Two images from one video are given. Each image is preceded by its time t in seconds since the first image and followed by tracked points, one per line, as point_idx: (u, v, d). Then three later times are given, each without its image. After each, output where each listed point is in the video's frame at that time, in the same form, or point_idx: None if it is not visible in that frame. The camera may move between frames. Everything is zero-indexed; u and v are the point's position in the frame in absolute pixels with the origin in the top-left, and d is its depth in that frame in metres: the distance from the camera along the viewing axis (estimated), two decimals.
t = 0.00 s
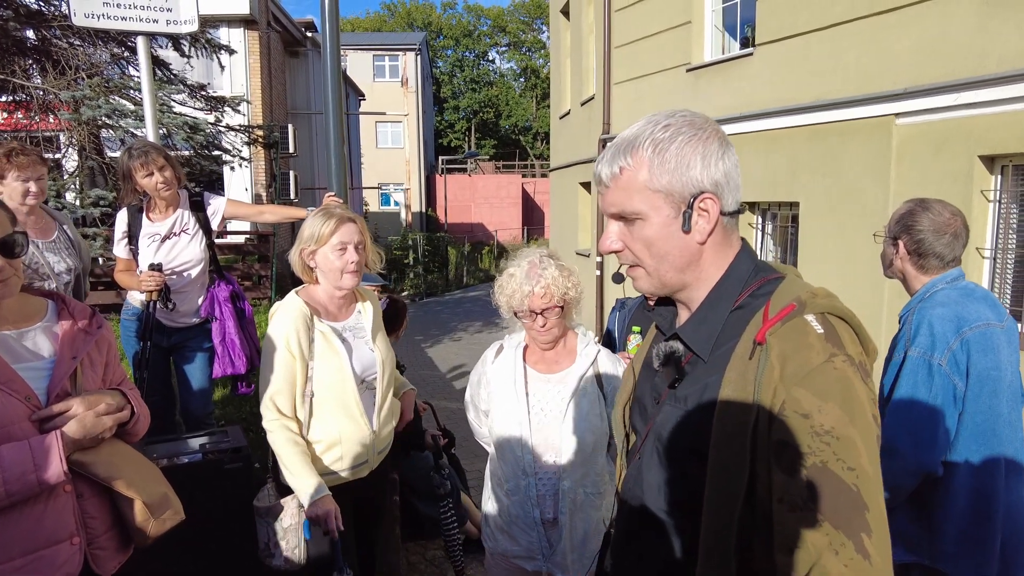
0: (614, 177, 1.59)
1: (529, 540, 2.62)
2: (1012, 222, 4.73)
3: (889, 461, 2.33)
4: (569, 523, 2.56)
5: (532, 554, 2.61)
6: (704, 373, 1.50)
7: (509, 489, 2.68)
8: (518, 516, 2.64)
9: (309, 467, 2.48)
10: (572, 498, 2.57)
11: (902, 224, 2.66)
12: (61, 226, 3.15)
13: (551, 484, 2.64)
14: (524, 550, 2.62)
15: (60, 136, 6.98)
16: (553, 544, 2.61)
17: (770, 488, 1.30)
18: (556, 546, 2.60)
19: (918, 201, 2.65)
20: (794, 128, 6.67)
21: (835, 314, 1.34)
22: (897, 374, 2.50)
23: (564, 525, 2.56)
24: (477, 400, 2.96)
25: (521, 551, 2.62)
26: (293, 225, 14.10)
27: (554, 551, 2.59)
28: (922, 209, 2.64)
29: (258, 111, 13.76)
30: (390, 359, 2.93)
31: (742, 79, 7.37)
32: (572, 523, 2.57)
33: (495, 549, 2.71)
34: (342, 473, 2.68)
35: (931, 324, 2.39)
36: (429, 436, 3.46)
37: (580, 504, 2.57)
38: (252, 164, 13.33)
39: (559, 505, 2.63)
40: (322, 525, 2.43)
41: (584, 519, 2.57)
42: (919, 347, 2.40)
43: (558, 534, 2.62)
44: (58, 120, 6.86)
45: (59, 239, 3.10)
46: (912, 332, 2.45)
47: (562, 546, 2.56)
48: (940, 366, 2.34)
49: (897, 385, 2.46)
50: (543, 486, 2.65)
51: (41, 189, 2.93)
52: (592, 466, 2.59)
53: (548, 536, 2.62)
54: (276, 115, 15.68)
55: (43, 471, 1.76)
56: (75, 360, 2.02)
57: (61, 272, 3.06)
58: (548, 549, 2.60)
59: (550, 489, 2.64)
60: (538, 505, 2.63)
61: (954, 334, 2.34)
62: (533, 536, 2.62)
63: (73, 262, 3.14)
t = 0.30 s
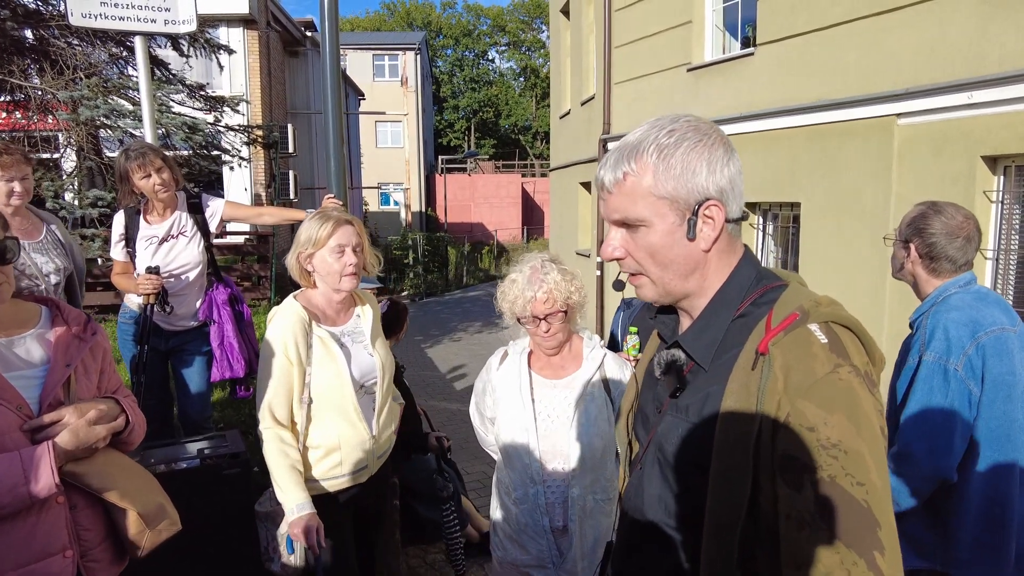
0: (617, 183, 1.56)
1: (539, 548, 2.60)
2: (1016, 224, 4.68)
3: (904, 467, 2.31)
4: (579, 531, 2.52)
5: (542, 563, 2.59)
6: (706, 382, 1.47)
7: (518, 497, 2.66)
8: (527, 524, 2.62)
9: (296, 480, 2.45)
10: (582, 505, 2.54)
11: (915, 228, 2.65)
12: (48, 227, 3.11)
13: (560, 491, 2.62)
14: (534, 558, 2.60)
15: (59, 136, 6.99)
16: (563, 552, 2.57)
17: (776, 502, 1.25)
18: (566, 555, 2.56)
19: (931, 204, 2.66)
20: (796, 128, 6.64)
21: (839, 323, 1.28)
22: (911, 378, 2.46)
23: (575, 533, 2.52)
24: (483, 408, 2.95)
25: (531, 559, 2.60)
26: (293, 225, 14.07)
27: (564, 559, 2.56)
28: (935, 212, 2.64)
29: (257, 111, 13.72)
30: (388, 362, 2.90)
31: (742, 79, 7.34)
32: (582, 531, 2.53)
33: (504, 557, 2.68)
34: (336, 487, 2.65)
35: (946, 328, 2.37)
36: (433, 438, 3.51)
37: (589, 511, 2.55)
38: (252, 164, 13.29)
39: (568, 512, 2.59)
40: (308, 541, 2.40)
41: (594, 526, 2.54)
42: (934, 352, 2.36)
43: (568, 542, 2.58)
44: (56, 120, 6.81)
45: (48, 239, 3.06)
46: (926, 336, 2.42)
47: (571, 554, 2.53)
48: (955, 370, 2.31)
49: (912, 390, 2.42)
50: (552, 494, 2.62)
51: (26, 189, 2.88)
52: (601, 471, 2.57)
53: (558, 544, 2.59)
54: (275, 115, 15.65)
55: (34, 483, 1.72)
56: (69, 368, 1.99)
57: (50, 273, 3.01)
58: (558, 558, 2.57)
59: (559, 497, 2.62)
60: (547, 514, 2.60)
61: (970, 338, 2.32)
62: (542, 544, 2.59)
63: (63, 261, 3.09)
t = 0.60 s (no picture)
0: (624, 172, 1.51)
1: (536, 535, 2.60)
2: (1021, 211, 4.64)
3: (910, 457, 2.30)
4: (577, 520, 2.52)
5: (539, 550, 2.60)
6: (711, 376, 1.45)
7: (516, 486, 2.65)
8: (525, 512, 2.61)
9: (288, 468, 2.43)
10: (580, 494, 2.53)
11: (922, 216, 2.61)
12: (29, 212, 3.04)
13: (559, 480, 2.61)
14: (531, 546, 2.61)
15: (56, 122, 6.85)
16: (561, 540, 2.58)
17: (778, 497, 1.22)
18: (563, 542, 2.56)
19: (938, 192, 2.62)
20: (799, 115, 6.58)
21: (847, 315, 1.25)
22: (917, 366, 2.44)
23: (573, 522, 2.52)
24: (482, 395, 2.93)
25: (528, 546, 2.61)
26: (292, 212, 14.00)
27: (561, 547, 2.56)
28: (942, 201, 2.61)
29: (256, 97, 13.62)
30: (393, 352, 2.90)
31: (745, 64, 7.27)
32: (580, 520, 2.53)
33: (500, 545, 2.68)
34: (332, 478, 2.62)
35: (952, 317, 2.34)
36: (436, 425, 3.41)
37: (588, 500, 2.54)
38: (251, 150, 13.21)
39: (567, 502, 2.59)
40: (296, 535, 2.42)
41: (592, 515, 2.54)
42: (941, 340, 2.33)
43: (566, 530, 2.58)
44: (53, 107, 6.71)
45: (29, 224, 2.99)
46: (933, 325, 2.39)
47: (568, 542, 2.53)
48: (962, 359, 2.28)
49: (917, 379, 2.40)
50: (550, 483, 2.61)
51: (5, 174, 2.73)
52: (601, 462, 2.56)
53: (556, 532, 2.59)
54: (274, 101, 15.54)
55: (31, 476, 1.71)
56: (65, 359, 1.97)
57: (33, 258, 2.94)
58: (555, 546, 2.58)
59: (557, 486, 2.61)
60: (545, 502, 2.60)
61: (977, 326, 2.29)
62: (540, 532, 2.59)
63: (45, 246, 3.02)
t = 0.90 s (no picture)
0: (626, 144, 1.51)
1: (522, 509, 2.61)
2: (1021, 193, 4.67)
3: (907, 432, 2.32)
4: (562, 495, 2.55)
5: (524, 523, 2.61)
6: (708, 350, 1.46)
7: (503, 460, 2.66)
8: (511, 486, 2.63)
9: (299, 442, 2.46)
10: (567, 470, 2.55)
11: (918, 195, 2.60)
12: (23, 189, 2.97)
13: (546, 455, 2.62)
14: (516, 519, 2.62)
15: (53, 104, 6.80)
16: (545, 514, 2.60)
17: (775, 468, 1.24)
18: (548, 516, 2.58)
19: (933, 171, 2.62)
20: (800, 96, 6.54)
21: (844, 288, 1.26)
22: (914, 344, 2.46)
23: (558, 497, 2.55)
24: (473, 370, 2.95)
25: (513, 520, 2.62)
26: (291, 195, 13.95)
27: (546, 521, 2.58)
28: (937, 180, 2.60)
29: (254, 79, 13.52)
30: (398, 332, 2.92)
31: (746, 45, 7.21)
32: (566, 495, 2.56)
33: (486, 517, 2.69)
34: (339, 455, 2.64)
35: (949, 294, 2.35)
36: (435, 407, 3.43)
37: (575, 476, 2.57)
38: (249, 133, 13.14)
39: (553, 476, 2.60)
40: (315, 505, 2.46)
41: (578, 491, 2.57)
42: (937, 318, 2.35)
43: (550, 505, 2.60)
44: (49, 88, 6.68)
45: (24, 203, 2.93)
46: (930, 303, 2.41)
47: (552, 518, 2.56)
48: (958, 335, 2.30)
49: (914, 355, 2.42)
50: (538, 458, 2.62)
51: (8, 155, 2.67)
52: (588, 440, 2.58)
53: (540, 506, 2.60)
54: (272, 83, 15.42)
55: (41, 450, 1.72)
56: (73, 336, 1.98)
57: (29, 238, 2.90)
58: (540, 520, 2.60)
59: (544, 461, 2.62)
60: (531, 477, 2.61)
61: (972, 303, 2.31)
62: (525, 506, 2.61)
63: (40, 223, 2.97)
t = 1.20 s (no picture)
0: (623, 133, 1.50)
1: (502, 499, 2.61)
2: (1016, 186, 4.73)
3: (906, 421, 2.31)
4: (542, 488, 2.55)
5: (502, 513, 2.61)
6: (704, 342, 1.46)
7: (487, 448, 2.67)
8: (495, 477, 2.63)
9: (293, 439, 2.45)
10: (548, 463, 2.55)
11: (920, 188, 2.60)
12: (24, 182, 2.99)
13: (528, 447, 2.61)
14: (495, 509, 2.62)
15: (47, 98, 6.76)
16: (525, 505, 2.60)
17: (771, 461, 1.24)
18: (527, 508, 2.59)
19: (934, 165, 2.61)
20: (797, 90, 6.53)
21: (840, 280, 1.26)
22: (914, 335, 2.46)
23: (538, 490, 2.55)
24: (462, 360, 2.94)
25: (492, 509, 2.62)
26: (286, 188, 13.90)
27: (525, 512, 2.59)
28: (937, 173, 2.60)
29: (249, 73, 13.45)
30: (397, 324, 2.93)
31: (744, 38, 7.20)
32: (545, 488, 2.55)
33: (467, 506, 2.69)
34: (339, 450, 2.64)
35: (948, 287, 2.36)
36: (430, 402, 3.49)
37: (556, 470, 2.56)
38: (244, 127, 13.08)
39: (534, 468, 2.60)
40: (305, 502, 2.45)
41: (558, 485, 2.55)
42: (937, 309, 2.35)
43: (530, 496, 2.60)
44: (42, 82, 6.64)
45: (27, 196, 2.96)
46: (930, 294, 2.41)
47: (531, 509, 2.56)
48: (957, 326, 2.31)
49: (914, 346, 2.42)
50: (519, 448, 2.61)
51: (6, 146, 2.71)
52: (570, 434, 2.57)
53: (519, 497, 2.61)
54: (267, 77, 15.36)
55: (36, 445, 1.71)
56: (70, 330, 1.97)
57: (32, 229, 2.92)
58: (519, 510, 2.60)
59: (526, 453, 2.61)
60: (513, 468, 2.61)
61: (972, 295, 2.31)
62: (505, 496, 2.61)
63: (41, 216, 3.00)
